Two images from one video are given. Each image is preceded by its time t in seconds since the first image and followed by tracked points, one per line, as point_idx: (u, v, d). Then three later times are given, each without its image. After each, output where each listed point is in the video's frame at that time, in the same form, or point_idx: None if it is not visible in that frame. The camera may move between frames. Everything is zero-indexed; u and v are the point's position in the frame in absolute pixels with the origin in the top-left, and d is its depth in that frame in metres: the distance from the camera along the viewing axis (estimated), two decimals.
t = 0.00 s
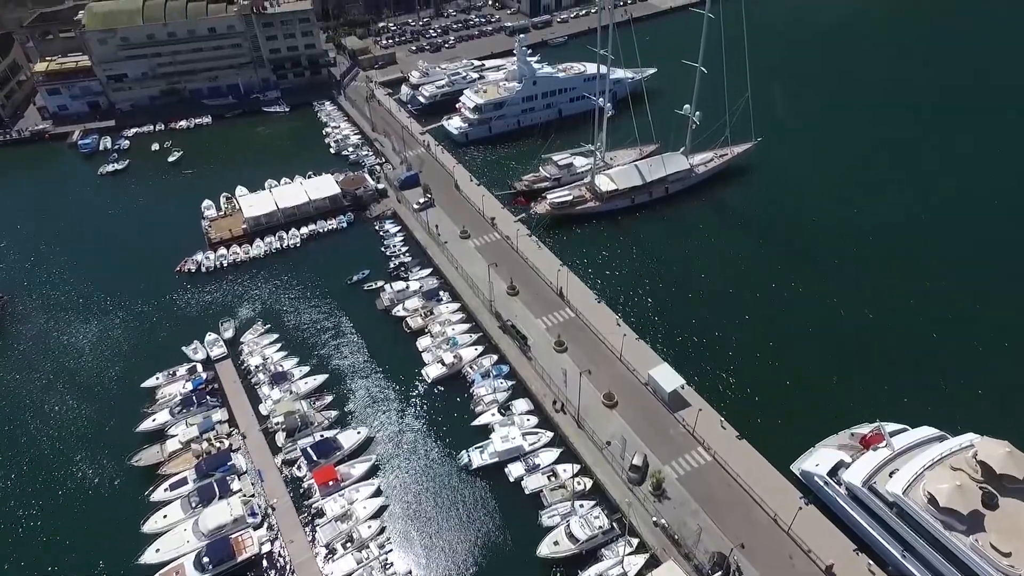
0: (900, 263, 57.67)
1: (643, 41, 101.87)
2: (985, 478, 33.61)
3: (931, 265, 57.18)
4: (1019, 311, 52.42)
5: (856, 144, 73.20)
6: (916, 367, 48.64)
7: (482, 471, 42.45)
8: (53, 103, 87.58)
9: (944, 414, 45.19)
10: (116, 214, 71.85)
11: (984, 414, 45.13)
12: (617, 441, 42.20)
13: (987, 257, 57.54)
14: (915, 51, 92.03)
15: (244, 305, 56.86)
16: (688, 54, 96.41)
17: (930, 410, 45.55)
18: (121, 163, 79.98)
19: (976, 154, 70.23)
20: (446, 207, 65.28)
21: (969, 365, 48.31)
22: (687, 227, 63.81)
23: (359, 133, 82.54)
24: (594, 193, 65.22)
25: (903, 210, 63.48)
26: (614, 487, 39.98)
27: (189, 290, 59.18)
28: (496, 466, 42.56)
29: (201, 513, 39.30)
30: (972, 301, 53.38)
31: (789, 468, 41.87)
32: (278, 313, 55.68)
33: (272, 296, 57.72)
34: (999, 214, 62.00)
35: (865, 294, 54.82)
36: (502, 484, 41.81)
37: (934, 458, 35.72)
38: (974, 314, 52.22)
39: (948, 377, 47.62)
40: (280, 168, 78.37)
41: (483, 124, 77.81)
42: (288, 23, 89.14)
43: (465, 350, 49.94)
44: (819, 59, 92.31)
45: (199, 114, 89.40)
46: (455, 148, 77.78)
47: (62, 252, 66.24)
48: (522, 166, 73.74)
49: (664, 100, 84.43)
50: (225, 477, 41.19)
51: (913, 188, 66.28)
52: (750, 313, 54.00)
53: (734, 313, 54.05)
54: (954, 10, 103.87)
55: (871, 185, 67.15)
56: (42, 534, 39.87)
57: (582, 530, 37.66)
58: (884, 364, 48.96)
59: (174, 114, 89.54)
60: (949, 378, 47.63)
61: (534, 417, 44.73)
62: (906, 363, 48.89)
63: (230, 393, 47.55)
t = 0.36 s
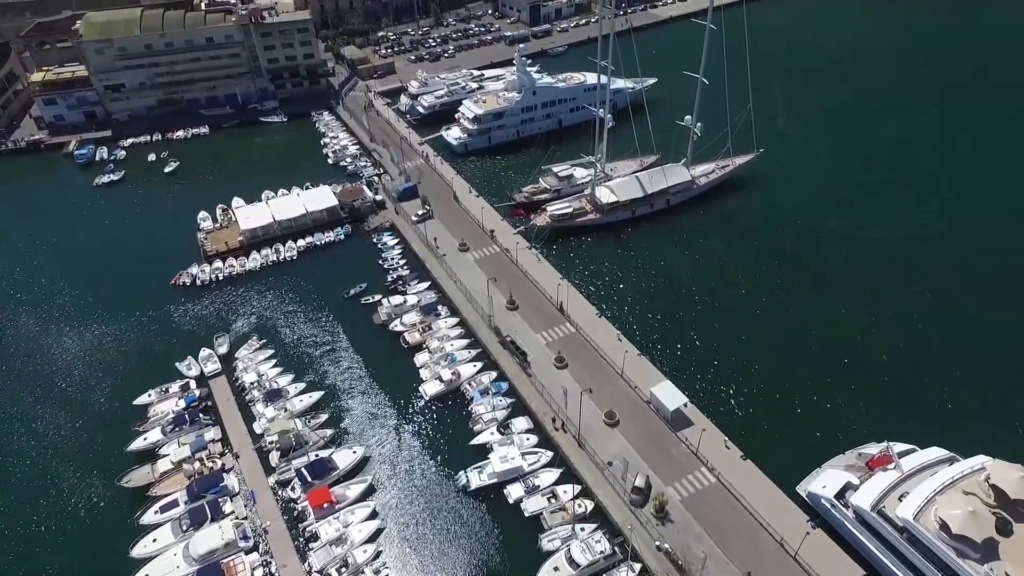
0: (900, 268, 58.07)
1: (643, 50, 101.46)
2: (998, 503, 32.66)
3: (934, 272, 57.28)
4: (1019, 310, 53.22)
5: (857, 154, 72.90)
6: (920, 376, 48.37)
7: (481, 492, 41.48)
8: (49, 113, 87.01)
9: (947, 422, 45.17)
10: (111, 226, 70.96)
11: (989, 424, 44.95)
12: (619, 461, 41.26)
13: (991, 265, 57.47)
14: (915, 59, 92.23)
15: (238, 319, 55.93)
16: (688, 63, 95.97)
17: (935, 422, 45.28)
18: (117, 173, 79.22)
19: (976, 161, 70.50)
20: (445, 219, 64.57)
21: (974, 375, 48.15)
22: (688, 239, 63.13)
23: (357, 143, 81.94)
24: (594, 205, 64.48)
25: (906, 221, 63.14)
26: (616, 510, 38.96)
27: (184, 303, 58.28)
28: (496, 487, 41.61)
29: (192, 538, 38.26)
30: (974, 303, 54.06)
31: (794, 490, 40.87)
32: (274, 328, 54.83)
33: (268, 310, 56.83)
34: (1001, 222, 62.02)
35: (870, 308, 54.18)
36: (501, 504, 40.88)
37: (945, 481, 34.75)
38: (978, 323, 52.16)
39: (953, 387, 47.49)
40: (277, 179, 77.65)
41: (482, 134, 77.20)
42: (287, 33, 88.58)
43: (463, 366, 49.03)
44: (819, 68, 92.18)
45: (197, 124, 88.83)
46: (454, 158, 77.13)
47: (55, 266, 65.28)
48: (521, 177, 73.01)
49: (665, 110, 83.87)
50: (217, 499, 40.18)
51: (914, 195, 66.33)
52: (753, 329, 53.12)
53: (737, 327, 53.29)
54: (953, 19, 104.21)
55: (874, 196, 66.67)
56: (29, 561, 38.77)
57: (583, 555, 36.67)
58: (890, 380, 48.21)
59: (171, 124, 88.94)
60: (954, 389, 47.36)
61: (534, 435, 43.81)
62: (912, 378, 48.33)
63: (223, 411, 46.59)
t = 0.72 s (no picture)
0: (903, 279, 57.47)
1: (643, 59, 101.16)
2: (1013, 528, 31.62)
3: (937, 283, 56.69)
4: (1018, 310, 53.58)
5: (859, 164, 72.48)
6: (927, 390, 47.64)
7: (479, 514, 40.52)
8: (46, 122, 86.48)
9: (953, 435, 44.55)
10: (106, 237, 70.15)
11: (989, 425, 45.03)
12: (621, 481, 40.29)
13: (995, 276, 56.90)
14: (915, 69, 92.16)
15: (234, 333, 55.10)
16: (688, 72, 95.51)
17: (942, 435, 44.62)
18: (113, 184, 78.51)
19: (977, 170, 70.24)
20: (444, 230, 63.84)
21: (980, 388, 47.50)
22: (690, 251, 62.40)
23: (356, 153, 81.31)
24: (595, 217, 63.73)
25: (909, 231, 62.62)
26: (618, 532, 37.96)
27: (179, 317, 57.39)
28: (495, 507, 40.67)
29: (184, 561, 37.27)
30: (979, 315, 53.44)
31: (800, 510, 39.96)
32: (270, 342, 53.97)
33: (264, 324, 55.98)
34: (1005, 230, 61.64)
35: (875, 322, 53.42)
36: (501, 525, 39.97)
37: (956, 505, 33.73)
38: (985, 335, 51.51)
39: (959, 399, 46.87)
40: (275, 189, 76.97)
41: (481, 144, 76.52)
42: (287, 42, 87.95)
43: (462, 383, 48.13)
44: (820, 77, 91.74)
45: (195, 134, 88.33)
46: (454, 168, 76.48)
47: (50, 278, 64.39)
48: (522, 188, 72.31)
49: (666, 119, 83.30)
50: (209, 521, 39.17)
51: (917, 205, 65.83)
52: (757, 342, 52.35)
53: (740, 341, 52.55)
54: (952, 29, 104.36)
55: (878, 206, 66.11)
56: None
57: None
58: (896, 395, 47.43)
59: (169, 134, 88.42)
60: (961, 402, 46.66)
61: (534, 454, 42.87)
62: (919, 392, 47.51)
63: (217, 429, 45.65)
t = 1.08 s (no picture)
0: (910, 289, 56.48)
1: (644, 68, 100.83)
2: None
3: (944, 293, 55.73)
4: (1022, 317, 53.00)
5: (861, 173, 71.78)
6: (937, 403, 46.55)
7: (479, 535, 39.56)
8: (44, 132, 85.90)
9: (960, 445, 43.82)
10: (102, 248, 69.34)
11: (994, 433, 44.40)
12: (623, 502, 39.35)
13: (1003, 286, 55.93)
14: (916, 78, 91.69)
15: (229, 347, 54.22)
16: (689, 82, 95.05)
17: (949, 446, 43.87)
18: (110, 194, 77.86)
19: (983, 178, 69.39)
20: (443, 242, 63.07)
21: (993, 402, 46.33)
22: (692, 262, 61.63)
23: (355, 163, 80.64)
24: (596, 228, 62.98)
25: (914, 241, 61.75)
26: (621, 555, 36.95)
27: (173, 331, 56.52)
28: (494, 528, 39.69)
29: None
30: (988, 325, 52.34)
31: (807, 531, 38.96)
32: (266, 356, 53.12)
33: (259, 337, 55.13)
34: (1010, 238, 60.99)
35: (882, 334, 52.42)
36: (500, 546, 39.00)
37: (968, 529, 32.85)
38: (994, 347, 50.46)
39: (970, 413, 45.72)
40: (273, 199, 76.24)
41: (481, 154, 75.91)
42: (286, 51, 87.44)
43: (461, 399, 47.22)
44: (821, 86, 91.26)
45: (193, 144, 87.79)
46: (454, 178, 75.83)
47: (43, 290, 63.54)
48: (522, 198, 71.61)
49: (667, 129, 82.73)
50: (201, 543, 38.20)
51: (921, 214, 65.05)
52: (760, 356, 51.47)
53: (743, 355, 51.69)
54: (952, 38, 104.14)
55: (882, 215, 65.40)
56: None
57: None
58: (905, 410, 46.37)
59: (167, 143, 87.85)
60: (967, 411, 45.93)
61: (534, 473, 41.96)
62: (929, 406, 46.42)
63: (211, 447, 44.73)
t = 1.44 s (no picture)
0: (915, 306, 55.71)
1: (644, 77, 100.43)
2: None
3: (950, 310, 54.94)
4: None
5: (864, 186, 71.09)
6: (945, 423, 45.63)
7: (478, 558, 38.55)
8: (40, 141, 85.29)
9: (969, 464, 42.94)
10: (96, 260, 68.48)
11: (1003, 452, 43.57)
12: (626, 525, 38.35)
13: (1012, 305, 55.02)
14: (918, 90, 91.25)
15: (224, 362, 53.32)
16: (690, 91, 94.47)
17: (958, 464, 43.00)
18: (106, 205, 77.10)
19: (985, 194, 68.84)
20: (442, 254, 62.27)
21: (1003, 423, 45.31)
22: (695, 275, 60.84)
23: (354, 173, 79.92)
24: (597, 240, 62.18)
25: (919, 257, 61.04)
26: None
27: (168, 345, 55.62)
28: (494, 551, 38.68)
29: None
30: (996, 344, 51.48)
31: (815, 556, 37.95)
32: (261, 372, 52.22)
33: (255, 352, 54.23)
34: (1014, 253, 60.68)
35: (890, 351, 51.45)
36: (500, 570, 37.99)
37: (983, 556, 31.77)
38: (1003, 367, 49.51)
39: (977, 432, 44.81)
40: (270, 210, 75.46)
41: (480, 165, 75.25)
42: (285, 61, 86.81)
43: (459, 417, 46.32)
44: (823, 97, 90.70)
45: (191, 154, 87.17)
46: (454, 189, 75.14)
47: (37, 303, 62.63)
48: (522, 210, 70.89)
49: (669, 139, 82.09)
50: (192, 568, 37.13)
51: (925, 227, 64.63)
52: (765, 371, 50.54)
53: (748, 370, 50.76)
54: (952, 51, 103.94)
55: (885, 229, 64.87)
56: None
57: None
58: (912, 428, 45.42)
59: (164, 153, 87.22)
60: (976, 429, 45.10)
61: (535, 494, 40.96)
62: (938, 425, 45.38)
63: (204, 467, 43.74)
